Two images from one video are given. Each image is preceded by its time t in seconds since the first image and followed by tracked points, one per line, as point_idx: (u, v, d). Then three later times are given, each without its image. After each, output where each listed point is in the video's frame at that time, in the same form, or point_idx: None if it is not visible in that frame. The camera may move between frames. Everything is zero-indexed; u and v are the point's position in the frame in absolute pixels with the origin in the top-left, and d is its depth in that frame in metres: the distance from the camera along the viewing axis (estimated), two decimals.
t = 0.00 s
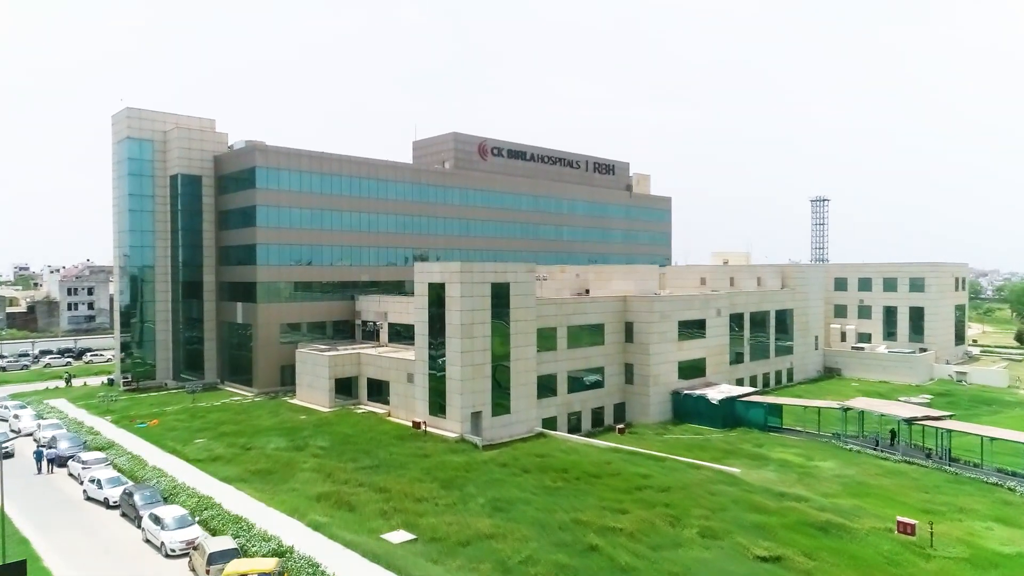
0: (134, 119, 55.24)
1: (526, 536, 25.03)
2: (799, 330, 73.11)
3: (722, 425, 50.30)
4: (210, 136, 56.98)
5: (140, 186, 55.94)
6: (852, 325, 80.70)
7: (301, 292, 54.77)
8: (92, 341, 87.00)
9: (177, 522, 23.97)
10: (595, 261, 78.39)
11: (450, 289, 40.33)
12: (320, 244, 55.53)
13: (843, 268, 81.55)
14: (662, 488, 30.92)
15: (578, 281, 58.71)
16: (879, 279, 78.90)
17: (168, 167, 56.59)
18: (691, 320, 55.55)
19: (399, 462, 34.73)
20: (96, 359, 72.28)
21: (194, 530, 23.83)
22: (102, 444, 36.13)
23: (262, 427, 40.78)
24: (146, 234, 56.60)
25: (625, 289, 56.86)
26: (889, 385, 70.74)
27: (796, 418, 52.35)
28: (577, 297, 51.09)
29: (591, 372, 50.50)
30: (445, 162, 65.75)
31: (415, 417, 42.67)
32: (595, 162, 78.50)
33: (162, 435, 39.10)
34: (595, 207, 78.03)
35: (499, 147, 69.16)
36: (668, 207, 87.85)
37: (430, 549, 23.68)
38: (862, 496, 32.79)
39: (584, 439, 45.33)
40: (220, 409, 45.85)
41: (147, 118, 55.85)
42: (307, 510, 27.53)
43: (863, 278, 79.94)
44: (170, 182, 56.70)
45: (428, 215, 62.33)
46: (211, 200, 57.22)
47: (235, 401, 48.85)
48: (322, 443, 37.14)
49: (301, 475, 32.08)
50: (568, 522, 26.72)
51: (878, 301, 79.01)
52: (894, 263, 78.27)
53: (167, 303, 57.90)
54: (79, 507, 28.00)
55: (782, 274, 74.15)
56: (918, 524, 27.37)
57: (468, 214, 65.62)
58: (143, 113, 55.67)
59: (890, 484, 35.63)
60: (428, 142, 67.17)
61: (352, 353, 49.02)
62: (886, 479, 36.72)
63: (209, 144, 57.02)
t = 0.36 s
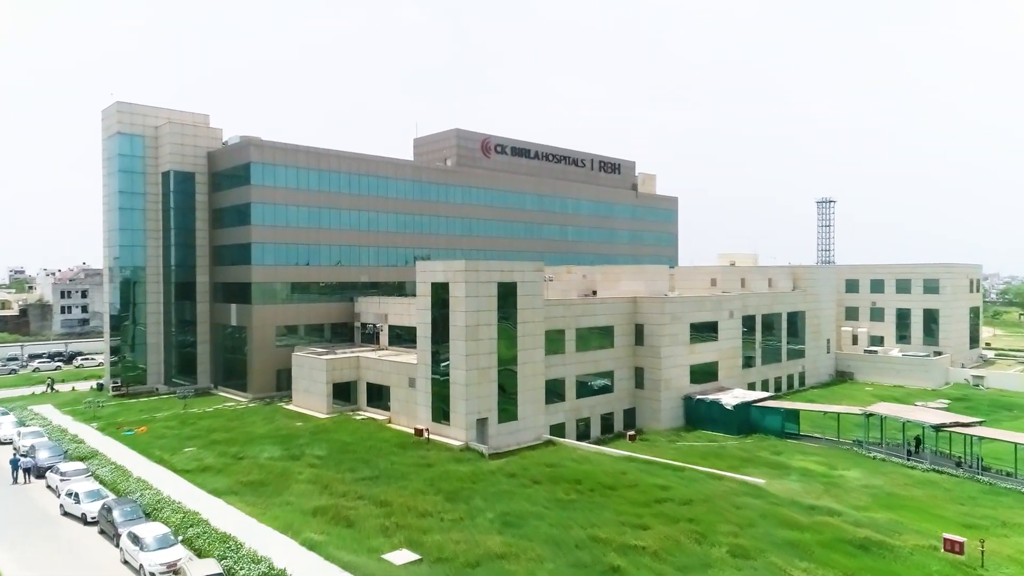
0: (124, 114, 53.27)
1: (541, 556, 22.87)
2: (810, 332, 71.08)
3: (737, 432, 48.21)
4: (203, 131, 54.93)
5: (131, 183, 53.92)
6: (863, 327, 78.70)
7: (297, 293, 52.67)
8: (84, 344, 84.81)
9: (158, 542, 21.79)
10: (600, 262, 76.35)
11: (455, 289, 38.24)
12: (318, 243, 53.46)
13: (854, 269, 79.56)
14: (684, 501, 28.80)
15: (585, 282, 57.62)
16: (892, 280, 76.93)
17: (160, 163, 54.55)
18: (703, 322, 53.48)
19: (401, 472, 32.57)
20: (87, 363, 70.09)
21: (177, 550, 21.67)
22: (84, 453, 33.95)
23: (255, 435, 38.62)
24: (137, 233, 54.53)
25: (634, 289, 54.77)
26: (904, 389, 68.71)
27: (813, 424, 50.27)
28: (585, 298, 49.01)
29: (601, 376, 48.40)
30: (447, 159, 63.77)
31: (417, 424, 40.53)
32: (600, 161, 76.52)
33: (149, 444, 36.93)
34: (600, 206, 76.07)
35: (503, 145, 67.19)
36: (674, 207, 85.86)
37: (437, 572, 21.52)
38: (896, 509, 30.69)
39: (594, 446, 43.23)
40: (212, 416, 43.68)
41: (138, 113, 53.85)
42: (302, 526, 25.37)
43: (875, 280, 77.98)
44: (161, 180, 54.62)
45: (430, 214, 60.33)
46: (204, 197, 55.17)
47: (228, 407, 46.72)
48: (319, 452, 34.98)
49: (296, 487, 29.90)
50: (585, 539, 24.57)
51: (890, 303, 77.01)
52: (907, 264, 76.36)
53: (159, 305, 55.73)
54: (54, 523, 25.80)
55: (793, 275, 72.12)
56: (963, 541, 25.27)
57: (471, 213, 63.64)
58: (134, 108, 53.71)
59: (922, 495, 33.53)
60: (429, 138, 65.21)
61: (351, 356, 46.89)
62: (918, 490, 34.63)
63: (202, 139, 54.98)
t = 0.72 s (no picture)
0: (115, 108, 51.34)
1: None
2: (821, 335, 69.26)
3: (750, 438, 46.37)
4: (197, 127, 53.15)
5: (122, 180, 52.01)
6: (875, 330, 76.89)
7: (294, 294, 50.83)
8: (77, 347, 82.80)
9: (138, 563, 19.88)
10: (606, 263, 74.56)
11: (459, 288, 36.38)
12: (315, 242, 51.63)
13: (865, 271, 77.76)
14: (705, 514, 26.93)
15: (591, 283, 56.32)
16: (904, 282, 75.15)
17: (152, 160, 52.72)
18: (714, 324, 51.64)
19: (402, 483, 30.66)
20: (79, 366, 68.12)
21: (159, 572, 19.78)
22: (66, 462, 32.02)
23: (249, 442, 36.70)
24: (129, 232, 52.58)
25: (643, 289, 52.96)
26: (918, 393, 66.93)
27: (829, 430, 48.40)
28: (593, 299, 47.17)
29: (609, 380, 46.54)
30: (449, 157, 62.02)
31: (419, 431, 38.63)
32: (605, 159, 74.78)
33: (136, 451, 35.00)
34: (606, 206, 74.30)
35: (506, 142, 65.46)
36: (679, 207, 84.09)
37: None
38: (930, 522, 28.82)
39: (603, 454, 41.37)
40: (204, 421, 41.77)
41: (130, 107, 51.96)
42: (296, 542, 23.46)
43: (887, 281, 76.20)
44: (154, 177, 52.78)
45: (431, 213, 58.56)
46: (198, 195, 53.41)
47: (222, 412, 44.83)
48: (315, 461, 33.08)
49: (291, 499, 27.99)
50: (603, 557, 22.68)
51: (902, 305, 75.20)
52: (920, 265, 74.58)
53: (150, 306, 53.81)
54: (29, 540, 23.87)
55: (804, 276, 70.32)
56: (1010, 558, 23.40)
57: (473, 212, 61.86)
58: (126, 102, 51.82)
59: (954, 506, 31.68)
60: (431, 135, 63.52)
61: (350, 359, 45.01)
62: (949, 500, 32.76)
63: (196, 135, 53.27)
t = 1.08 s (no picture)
0: (104, 101, 49.33)
1: None
2: (834, 337, 67.25)
3: (767, 445, 44.33)
4: (189, 121, 51.20)
5: (111, 176, 50.00)
6: (888, 332, 74.86)
7: (290, 294, 48.79)
8: (68, 351, 80.63)
9: None
10: (612, 263, 72.55)
11: (464, 287, 34.34)
12: (312, 240, 49.60)
13: (877, 271, 75.73)
14: (733, 530, 24.88)
15: (599, 284, 54.49)
16: (918, 283, 73.14)
17: (143, 155, 50.73)
18: (728, 326, 49.60)
19: (404, 494, 28.56)
20: (68, 370, 65.92)
21: None
22: (44, 473, 29.88)
23: (241, 451, 34.59)
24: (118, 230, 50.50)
25: (653, 289, 50.95)
26: (934, 398, 64.89)
27: (849, 437, 46.38)
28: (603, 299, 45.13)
29: (620, 384, 44.48)
30: (451, 154, 60.06)
31: (421, 438, 36.53)
32: (611, 157, 72.81)
33: (120, 460, 32.85)
34: (612, 205, 72.34)
35: (510, 139, 63.51)
36: (686, 207, 82.12)
37: None
38: (972, 537, 26.79)
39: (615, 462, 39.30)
40: (194, 428, 39.63)
41: (119, 101, 49.99)
42: (288, 563, 21.37)
43: (900, 282, 74.19)
44: (144, 172, 50.76)
45: (433, 210, 56.58)
46: (191, 192, 51.38)
47: (213, 418, 42.70)
48: (311, 471, 30.98)
49: (284, 512, 25.90)
50: None
51: (917, 307, 73.17)
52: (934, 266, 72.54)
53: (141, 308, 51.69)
54: None
55: (816, 277, 68.34)
56: None
57: (476, 210, 59.89)
58: (115, 95, 49.84)
59: (994, 519, 29.66)
60: (432, 132, 61.67)
61: (348, 362, 42.93)
62: (987, 513, 30.72)
63: (188, 130, 51.36)
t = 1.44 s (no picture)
0: (93, 94, 47.41)
1: None
2: (847, 340, 65.36)
3: (785, 452, 42.38)
4: (182, 115, 49.27)
5: (100, 172, 48.08)
6: (901, 335, 72.98)
7: (287, 295, 46.84)
8: (59, 354, 78.59)
9: None
10: (618, 264, 70.65)
11: (469, 286, 32.40)
12: (310, 239, 47.66)
13: (890, 272, 73.84)
14: (764, 547, 22.93)
15: (607, 285, 52.63)
16: (932, 284, 71.26)
17: (134, 150, 48.81)
18: (742, 328, 47.64)
19: (406, 508, 26.57)
20: (58, 374, 63.85)
21: None
22: (19, 485, 27.84)
23: (232, 460, 32.58)
24: (107, 228, 48.54)
25: (664, 290, 49.00)
26: (951, 403, 62.98)
27: (870, 444, 44.43)
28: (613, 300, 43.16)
29: (631, 389, 42.51)
30: (453, 150, 58.22)
31: (423, 446, 34.54)
32: (617, 155, 70.95)
33: (103, 470, 30.84)
34: (618, 204, 70.49)
35: (514, 135, 61.68)
36: (693, 207, 80.23)
37: None
38: (1019, 555, 24.84)
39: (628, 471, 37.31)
40: (184, 435, 37.62)
41: (109, 94, 48.09)
42: None
43: (913, 284, 72.32)
44: (135, 168, 48.83)
45: (435, 208, 54.71)
46: (184, 189, 49.46)
47: (205, 425, 40.70)
48: (307, 482, 28.99)
49: (276, 529, 23.88)
50: None
51: (931, 309, 71.28)
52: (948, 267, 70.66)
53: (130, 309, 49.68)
54: None
55: (829, 278, 66.48)
56: None
57: (479, 208, 58.00)
58: (105, 88, 47.93)
59: None
60: (434, 128, 59.84)
61: (347, 366, 40.96)
62: None
63: (180, 124, 49.43)
